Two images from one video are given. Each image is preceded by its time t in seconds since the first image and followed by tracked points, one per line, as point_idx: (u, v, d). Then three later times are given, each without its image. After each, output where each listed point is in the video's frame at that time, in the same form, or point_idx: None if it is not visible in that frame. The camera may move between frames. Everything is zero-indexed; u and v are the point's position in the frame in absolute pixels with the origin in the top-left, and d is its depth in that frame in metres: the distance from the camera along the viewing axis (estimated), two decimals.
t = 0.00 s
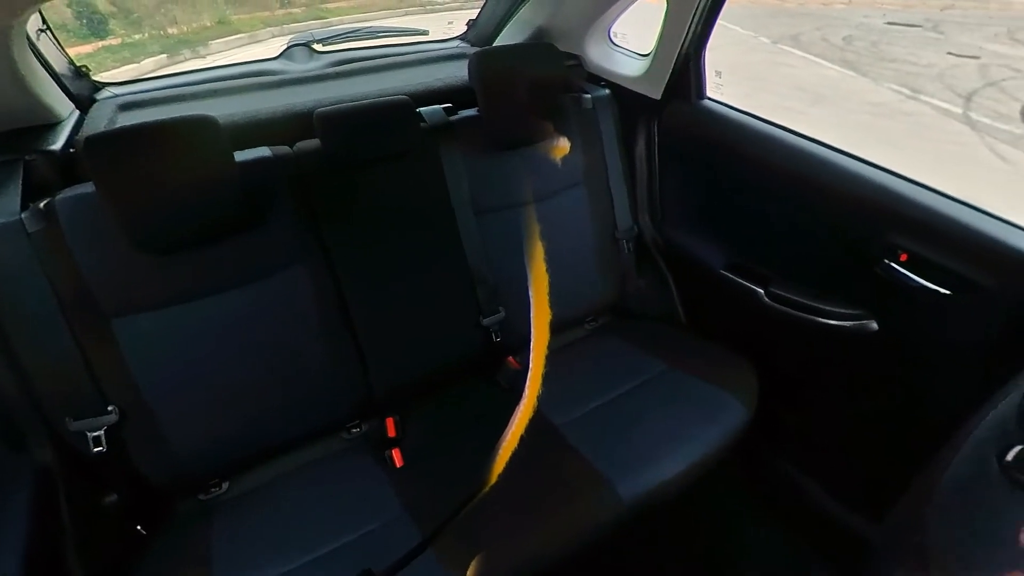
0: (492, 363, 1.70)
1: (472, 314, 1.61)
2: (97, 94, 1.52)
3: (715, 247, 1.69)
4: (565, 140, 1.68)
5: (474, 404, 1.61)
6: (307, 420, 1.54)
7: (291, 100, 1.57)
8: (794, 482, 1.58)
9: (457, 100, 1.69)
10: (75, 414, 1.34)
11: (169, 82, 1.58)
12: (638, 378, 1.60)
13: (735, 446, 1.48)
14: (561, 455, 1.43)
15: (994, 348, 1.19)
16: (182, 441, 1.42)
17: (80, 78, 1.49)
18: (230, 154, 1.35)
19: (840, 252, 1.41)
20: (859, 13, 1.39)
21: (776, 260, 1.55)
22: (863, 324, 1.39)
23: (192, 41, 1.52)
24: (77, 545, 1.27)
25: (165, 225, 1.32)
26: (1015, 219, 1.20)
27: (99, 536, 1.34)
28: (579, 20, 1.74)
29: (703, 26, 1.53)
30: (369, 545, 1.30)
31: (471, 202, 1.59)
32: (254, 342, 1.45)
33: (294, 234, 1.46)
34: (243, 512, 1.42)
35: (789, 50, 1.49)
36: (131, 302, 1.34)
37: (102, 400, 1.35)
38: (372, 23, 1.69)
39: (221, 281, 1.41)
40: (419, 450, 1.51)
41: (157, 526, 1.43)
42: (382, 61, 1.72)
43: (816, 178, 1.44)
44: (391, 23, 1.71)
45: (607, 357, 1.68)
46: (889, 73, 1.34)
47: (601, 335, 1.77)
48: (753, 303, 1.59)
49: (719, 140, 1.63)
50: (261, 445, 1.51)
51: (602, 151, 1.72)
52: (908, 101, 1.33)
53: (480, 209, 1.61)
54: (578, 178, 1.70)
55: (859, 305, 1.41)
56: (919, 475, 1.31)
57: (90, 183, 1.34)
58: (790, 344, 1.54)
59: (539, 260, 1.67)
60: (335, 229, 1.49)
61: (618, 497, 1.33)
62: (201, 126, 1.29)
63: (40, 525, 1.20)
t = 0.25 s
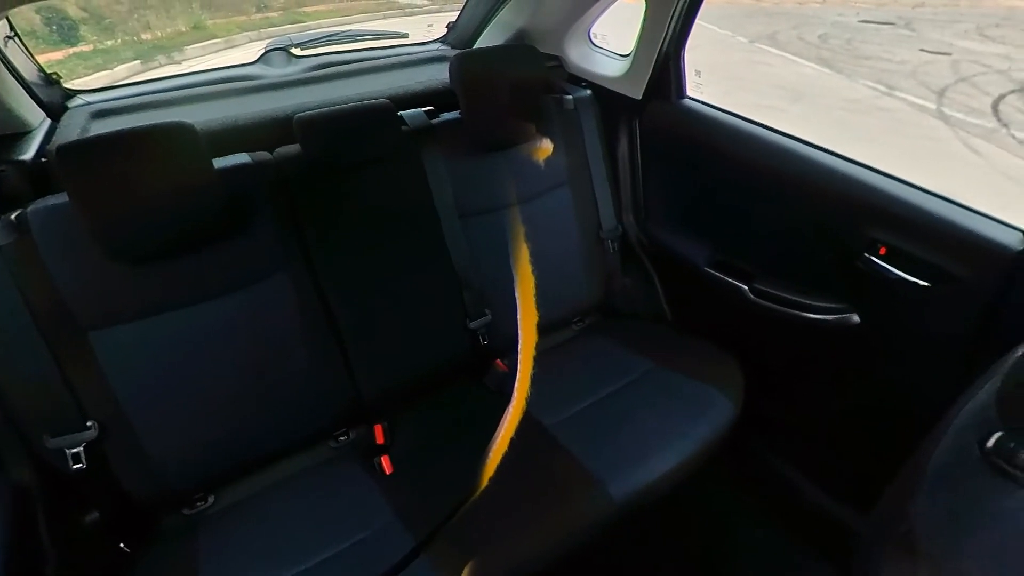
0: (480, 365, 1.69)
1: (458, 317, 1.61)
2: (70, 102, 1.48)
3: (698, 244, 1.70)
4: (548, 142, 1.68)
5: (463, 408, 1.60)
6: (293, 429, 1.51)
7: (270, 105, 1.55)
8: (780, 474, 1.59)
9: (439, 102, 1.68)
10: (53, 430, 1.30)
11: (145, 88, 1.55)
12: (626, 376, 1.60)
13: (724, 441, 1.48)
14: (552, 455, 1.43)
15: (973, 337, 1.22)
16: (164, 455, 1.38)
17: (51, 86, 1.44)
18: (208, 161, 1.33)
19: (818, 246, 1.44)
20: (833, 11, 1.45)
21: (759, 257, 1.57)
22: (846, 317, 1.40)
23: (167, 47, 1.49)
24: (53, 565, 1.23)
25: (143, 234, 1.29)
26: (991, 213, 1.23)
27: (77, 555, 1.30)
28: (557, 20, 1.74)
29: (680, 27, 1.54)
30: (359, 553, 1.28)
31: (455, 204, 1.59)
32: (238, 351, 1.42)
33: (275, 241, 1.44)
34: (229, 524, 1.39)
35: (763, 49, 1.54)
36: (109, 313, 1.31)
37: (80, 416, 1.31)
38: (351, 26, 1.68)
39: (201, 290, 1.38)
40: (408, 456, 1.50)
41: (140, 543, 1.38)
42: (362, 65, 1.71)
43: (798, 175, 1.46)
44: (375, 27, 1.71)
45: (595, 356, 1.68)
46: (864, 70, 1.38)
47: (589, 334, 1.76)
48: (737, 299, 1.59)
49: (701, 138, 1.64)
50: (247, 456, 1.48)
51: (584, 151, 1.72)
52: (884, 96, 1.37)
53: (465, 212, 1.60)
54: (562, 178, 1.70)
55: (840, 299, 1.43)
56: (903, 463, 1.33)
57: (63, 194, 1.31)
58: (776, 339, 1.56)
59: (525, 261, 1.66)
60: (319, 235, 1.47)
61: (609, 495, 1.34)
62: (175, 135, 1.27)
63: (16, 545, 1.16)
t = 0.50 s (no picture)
0: (466, 369, 1.68)
1: (443, 321, 1.59)
2: (35, 111, 1.43)
3: (678, 242, 1.71)
4: (529, 144, 1.68)
5: (450, 413, 1.59)
6: (277, 441, 1.48)
7: (245, 112, 1.53)
8: (767, 468, 1.60)
9: (417, 106, 1.67)
10: (26, 451, 1.25)
11: (115, 96, 1.51)
12: (612, 376, 1.60)
13: (710, 436, 1.49)
14: (541, 457, 1.43)
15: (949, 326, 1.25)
16: (142, 472, 1.33)
17: (16, 96, 1.39)
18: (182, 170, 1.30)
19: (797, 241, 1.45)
20: (805, 10, 1.49)
21: (740, 255, 1.58)
22: (824, 309, 1.42)
23: (137, 54, 1.45)
24: None
25: (116, 244, 1.25)
26: (966, 207, 1.23)
27: None
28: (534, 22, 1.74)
29: (659, 26, 1.58)
30: (348, 564, 1.26)
31: (436, 208, 1.58)
32: (219, 363, 1.39)
33: (254, 250, 1.41)
34: (213, 540, 1.35)
35: (739, 47, 1.58)
36: (82, 326, 1.27)
37: (55, 434, 1.26)
38: (325, 30, 1.65)
39: (177, 301, 1.35)
40: (396, 464, 1.48)
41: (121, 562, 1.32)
42: (337, 70, 1.70)
43: (776, 170, 1.46)
44: (352, 30, 1.69)
45: (581, 356, 1.67)
46: (837, 67, 1.43)
47: (575, 335, 1.76)
48: (719, 295, 1.61)
49: (678, 138, 1.63)
50: (231, 470, 1.44)
51: (564, 152, 1.72)
52: (855, 93, 1.41)
53: (446, 216, 1.59)
54: (543, 180, 1.70)
55: (820, 292, 1.44)
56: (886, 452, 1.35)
57: (33, 205, 1.26)
58: (757, 336, 1.57)
59: (508, 263, 1.66)
60: (297, 241, 1.44)
61: (599, 495, 1.34)
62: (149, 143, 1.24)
63: None
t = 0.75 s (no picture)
0: (454, 373, 1.66)
1: (430, 324, 1.58)
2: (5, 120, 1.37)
3: (662, 240, 1.71)
4: (511, 146, 1.68)
5: (438, 417, 1.57)
6: (263, 451, 1.46)
7: (223, 117, 1.51)
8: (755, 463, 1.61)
9: (399, 109, 1.66)
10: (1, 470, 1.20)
11: (87, 104, 1.47)
12: (600, 375, 1.60)
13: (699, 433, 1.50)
14: (532, 459, 1.42)
15: (927, 316, 1.28)
16: (123, 488, 1.30)
17: None
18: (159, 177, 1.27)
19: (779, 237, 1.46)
20: (781, 10, 1.50)
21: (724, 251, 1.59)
22: (809, 304, 1.44)
23: (110, 60, 1.41)
24: None
25: (92, 255, 1.22)
26: (942, 199, 1.27)
27: None
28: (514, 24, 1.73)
29: (639, 27, 1.59)
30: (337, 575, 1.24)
31: (420, 211, 1.57)
32: (200, 372, 1.36)
33: (234, 257, 1.38)
34: (198, 554, 1.32)
35: (718, 47, 1.60)
36: (60, 339, 1.23)
37: (32, 452, 1.22)
38: (303, 34, 1.64)
39: (156, 311, 1.31)
40: (385, 472, 1.46)
41: None
42: (316, 74, 1.68)
43: (758, 168, 1.47)
44: (331, 33, 1.67)
45: (568, 357, 1.67)
46: (814, 65, 1.45)
47: (563, 335, 1.75)
48: (705, 293, 1.61)
49: (659, 137, 1.64)
50: (215, 482, 1.41)
51: (547, 153, 1.73)
52: (833, 90, 1.43)
53: (430, 219, 1.58)
54: (527, 181, 1.70)
55: (802, 287, 1.46)
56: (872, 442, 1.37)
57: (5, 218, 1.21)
58: (741, 332, 1.58)
59: (493, 265, 1.65)
60: (279, 247, 1.42)
61: (591, 494, 1.33)
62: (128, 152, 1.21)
63: None
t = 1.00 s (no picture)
0: (440, 379, 1.65)
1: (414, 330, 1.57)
2: None
3: (644, 240, 1.72)
4: (491, 148, 1.67)
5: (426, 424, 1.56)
6: (247, 465, 1.41)
7: (197, 125, 1.48)
8: (743, 458, 1.62)
9: (377, 114, 1.65)
10: None
11: (54, 114, 1.41)
12: (587, 376, 1.60)
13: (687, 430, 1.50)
14: (523, 463, 1.41)
15: (904, 308, 1.31)
16: (103, 509, 1.24)
17: None
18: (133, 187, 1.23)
19: (756, 232, 1.49)
20: (755, 9, 1.52)
21: (705, 248, 1.60)
22: (790, 299, 1.45)
23: (78, 67, 1.35)
24: None
25: (66, 269, 1.17)
26: (915, 192, 1.30)
27: None
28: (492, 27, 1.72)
29: (612, 32, 1.61)
30: None
31: (401, 216, 1.56)
32: (183, 385, 1.31)
33: (213, 267, 1.35)
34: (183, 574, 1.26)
35: (693, 47, 1.61)
36: (30, 355, 1.17)
37: (4, 474, 1.14)
38: (278, 38, 1.62)
39: (134, 324, 1.26)
40: (373, 482, 1.44)
41: None
42: (291, 79, 1.66)
43: (737, 166, 1.48)
44: (305, 39, 1.66)
45: (556, 359, 1.66)
46: (788, 63, 1.47)
47: (551, 337, 1.74)
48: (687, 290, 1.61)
49: (638, 137, 1.64)
50: (200, 499, 1.36)
51: (527, 154, 1.73)
52: (806, 88, 1.46)
53: (412, 224, 1.57)
54: (508, 184, 1.69)
55: (782, 282, 1.47)
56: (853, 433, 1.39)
57: None
58: (725, 329, 1.59)
59: (477, 268, 1.64)
60: (257, 255, 1.39)
61: (580, 495, 1.33)
62: (103, 164, 1.17)
63: None
